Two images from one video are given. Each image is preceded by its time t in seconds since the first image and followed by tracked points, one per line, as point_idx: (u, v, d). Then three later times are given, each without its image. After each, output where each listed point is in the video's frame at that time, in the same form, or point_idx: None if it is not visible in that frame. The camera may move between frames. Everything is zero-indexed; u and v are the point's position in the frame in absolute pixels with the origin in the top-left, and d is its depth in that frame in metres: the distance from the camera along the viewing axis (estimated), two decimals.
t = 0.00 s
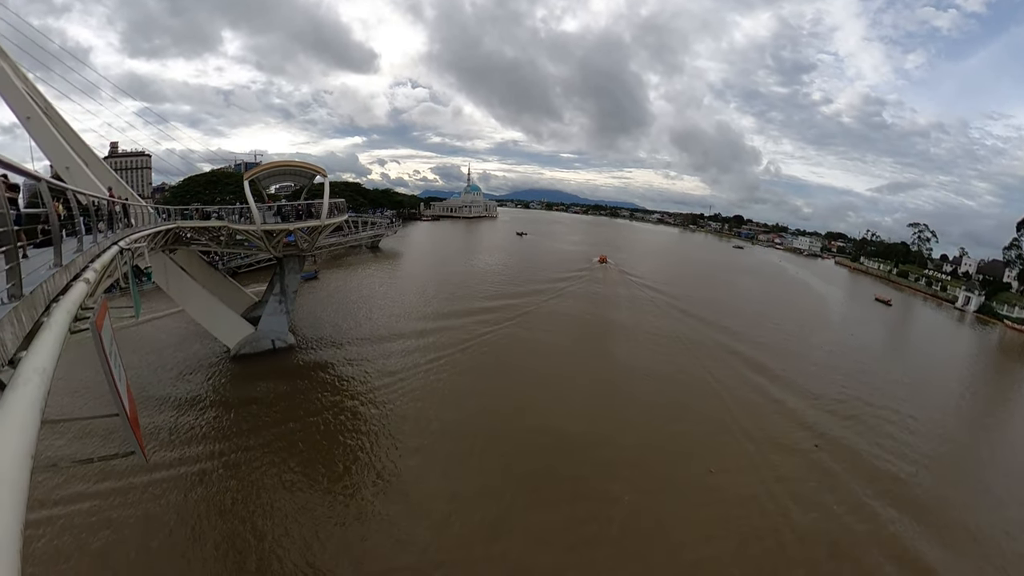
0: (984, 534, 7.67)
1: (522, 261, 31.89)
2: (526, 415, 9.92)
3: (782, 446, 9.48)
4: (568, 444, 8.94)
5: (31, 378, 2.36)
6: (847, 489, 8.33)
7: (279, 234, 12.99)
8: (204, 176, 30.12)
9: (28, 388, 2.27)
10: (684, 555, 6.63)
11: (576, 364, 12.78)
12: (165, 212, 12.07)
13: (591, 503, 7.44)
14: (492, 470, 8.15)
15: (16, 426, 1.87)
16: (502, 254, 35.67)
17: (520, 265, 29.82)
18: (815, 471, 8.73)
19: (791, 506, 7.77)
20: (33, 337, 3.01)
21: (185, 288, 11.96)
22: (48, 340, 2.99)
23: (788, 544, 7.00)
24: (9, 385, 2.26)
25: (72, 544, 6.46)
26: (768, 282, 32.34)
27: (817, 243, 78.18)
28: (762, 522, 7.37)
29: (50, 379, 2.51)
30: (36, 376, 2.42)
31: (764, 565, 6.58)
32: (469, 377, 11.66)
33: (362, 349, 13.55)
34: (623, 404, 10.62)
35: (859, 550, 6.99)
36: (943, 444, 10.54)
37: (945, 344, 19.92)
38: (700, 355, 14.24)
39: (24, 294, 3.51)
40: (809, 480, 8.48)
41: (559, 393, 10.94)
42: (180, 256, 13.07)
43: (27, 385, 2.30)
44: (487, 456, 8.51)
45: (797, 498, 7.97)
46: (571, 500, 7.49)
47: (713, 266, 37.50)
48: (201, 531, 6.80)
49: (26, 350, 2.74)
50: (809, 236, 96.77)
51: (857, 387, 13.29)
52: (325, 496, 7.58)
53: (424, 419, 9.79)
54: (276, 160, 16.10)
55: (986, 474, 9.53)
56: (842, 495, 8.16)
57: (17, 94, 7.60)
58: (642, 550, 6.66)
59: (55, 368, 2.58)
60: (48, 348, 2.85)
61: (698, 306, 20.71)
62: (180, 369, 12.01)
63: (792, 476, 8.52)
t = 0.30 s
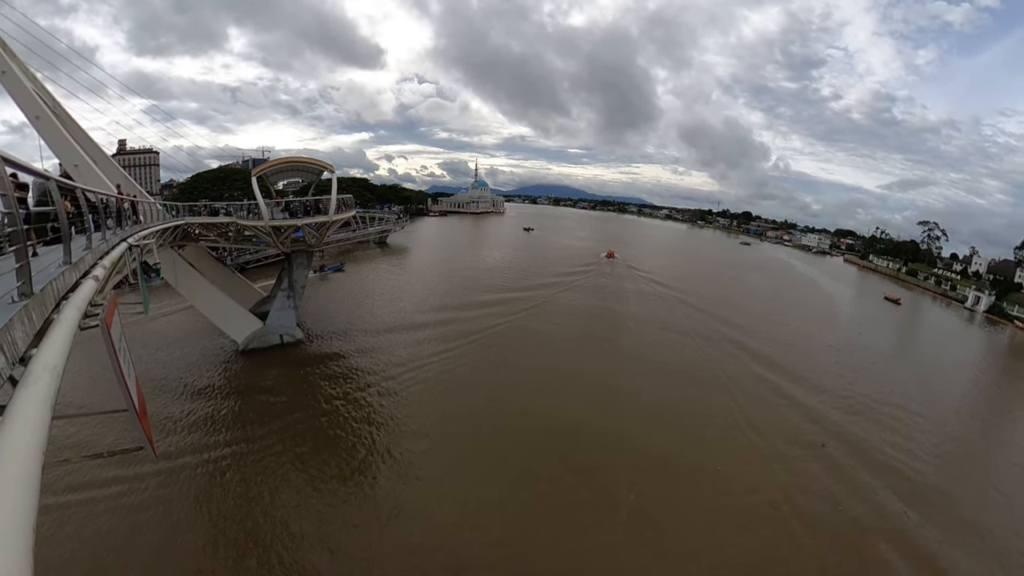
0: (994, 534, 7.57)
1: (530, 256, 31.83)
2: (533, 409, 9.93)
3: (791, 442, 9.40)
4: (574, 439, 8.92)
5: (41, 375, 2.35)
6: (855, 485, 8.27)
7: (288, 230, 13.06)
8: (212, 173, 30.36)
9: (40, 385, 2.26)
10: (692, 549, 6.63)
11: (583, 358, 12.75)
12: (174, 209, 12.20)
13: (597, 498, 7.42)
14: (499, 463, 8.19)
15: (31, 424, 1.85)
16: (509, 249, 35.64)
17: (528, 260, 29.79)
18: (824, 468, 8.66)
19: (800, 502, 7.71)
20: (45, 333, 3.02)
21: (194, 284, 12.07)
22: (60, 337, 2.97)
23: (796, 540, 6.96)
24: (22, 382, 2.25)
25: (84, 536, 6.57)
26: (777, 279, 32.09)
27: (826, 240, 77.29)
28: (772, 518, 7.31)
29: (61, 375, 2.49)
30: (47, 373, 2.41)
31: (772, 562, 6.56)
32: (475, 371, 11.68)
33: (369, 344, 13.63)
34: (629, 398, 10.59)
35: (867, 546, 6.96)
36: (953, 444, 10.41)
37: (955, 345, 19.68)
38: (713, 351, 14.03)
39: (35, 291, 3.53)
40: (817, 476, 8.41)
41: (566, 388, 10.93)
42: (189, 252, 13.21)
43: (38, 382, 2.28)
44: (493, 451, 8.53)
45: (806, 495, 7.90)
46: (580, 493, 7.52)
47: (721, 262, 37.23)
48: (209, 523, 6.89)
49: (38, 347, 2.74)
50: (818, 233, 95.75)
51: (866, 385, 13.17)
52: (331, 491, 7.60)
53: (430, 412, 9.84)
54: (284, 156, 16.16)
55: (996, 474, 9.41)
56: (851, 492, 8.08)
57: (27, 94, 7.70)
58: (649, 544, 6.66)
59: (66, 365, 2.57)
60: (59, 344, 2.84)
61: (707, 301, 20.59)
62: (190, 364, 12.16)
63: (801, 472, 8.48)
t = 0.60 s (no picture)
0: (1003, 534, 7.47)
1: (536, 251, 31.75)
2: (539, 404, 9.92)
3: (800, 439, 9.33)
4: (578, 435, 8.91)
5: (50, 369, 2.34)
6: (863, 483, 8.19)
7: (295, 226, 13.12)
8: (220, 169, 30.55)
9: (49, 379, 2.26)
10: (699, 546, 6.60)
11: (589, 353, 12.72)
12: (182, 205, 12.28)
13: (600, 495, 7.40)
14: (505, 458, 8.20)
15: (41, 418, 1.85)
16: (515, 244, 35.58)
17: (534, 255, 29.72)
18: (834, 466, 8.58)
19: (811, 500, 7.65)
20: (54, 328, 3.02)
21: (202, 280, 12.16)
22: (70, 332, 2.98)
23: (807, 537, 6.91)
24: (30, 377, 2.25)
25: (91, 529, 6.64)
26: (784, 277, 31.80)
27: (835, 238, 76.44)
28: (778, 516, 7.26)
29: (70, 369, 2.49)
30: (56, 366, 2.40)
31: (782, 560, 6.52)
32: (481, 366, 11.65)
33: (374, 339, 13.66)
34: (634, 393, 10.57)
35: (878, 545, 6.90)
36: (962, 444, 10.26)
37: (963, 345, 19.43)
38: (721, 348, 13.94)
39: (43, 285, 3.54)
40: (825, 474, 8.35)
41: (572, 383, 10.93)
42: (197, 248, 13.31)
43: (47, 375, 2.28)
44: (498, 446, 8.54)
45: (816, 492, 7.84)
46: (586, 489, 7.51)
47: (728, 259, 36.99)
48: (215, 517, 6.93)
49: (47, 342, 2.75)
50: (827, 231, 94.70)
51: (874, 383, 13.02)
52: (333, 485, 7.64)
53: (435, 408, 9.84)
54: (291, 152, 16.21)
55: (1005, 474, 9.26)
56: (862, 490, 8.00)
57: (36, 94, 7.79)
58: (657, 540, 6.64)
59: (75, 360, 2.55)
60: (68, 338, 2.85)
61: (714, 297, 20.46)
62: (198, 359, 12.28)
63: (810, 469, 8.41)
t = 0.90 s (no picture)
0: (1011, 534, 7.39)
1: (542, 247, 31.66)
2: (545, 399, 9.93)
3: (809, 437, 9.26)
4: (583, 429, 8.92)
5: (61, 356, 2.35)
6: (869, 480, 8.14)
7: (302, 221, 13.20)
8: (227, 165, 30.74)
9: (60, 364, 2.26)
10: (702, 541, 6.59)
11: (595, 347, 12.70)
12: (190, 201, 12.35)
13: (604, 489, 7.40)
14: (511, 453, 8.22)
15: (51, 402, 1.86)
16: (521, 240, 35.52)
17: (540, 251, 29.64)
18: (844, 463, 8.51)
19: (820, 496, 7.60)
20: (65, 318, 3.05)
21: (209, 276, 12.26)
22: (81, 321, 2.99)
23: (815, 534, 6.88)
24: (41, 363, 2.25)
25: (100, 520, 6.72)
26: (792, 274, 31.59)
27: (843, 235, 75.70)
28: (782, 511, 7.23)
29: (80, 357, 2.50)
30: (66, 354, 2.41)
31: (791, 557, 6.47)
32: (487, 361, 11.65)
33: (380, 333, 13.69)
34: (639, 388, 10.56)
35: (886, 542, 6.85)
36: (970, 444, 10.15)
37: (971, 345, 19.24)
38: (728, 343, 13.86)
39: (53, 277, 3.55)
40: (831, 470, 8.29)
41: (577, 377, 10.92)
42: (204, 243, 13.42)
43: (58, 362, 2.29)
44: (503, 440, 8.57)
45: (824, 488, 7.79)
46: (590, 484, 7.51)
47: (735, 255, 36.75)
48: (222, 510, 6.99)
49: (57, 330, 2.76)
50: (835, 228, 93.80)
51: (882, 381, 12.91)
52: (337, 479, 7.68)
53: (440, 402, 9.86)
54: (298, 148, 16.28)
55: (1014, 475, 9.15)
56: (871, 488, 7.94)
57: (44, 94, 7.87)
58: (663, 536, 6.63)
59: (85, 348, 2.56)
60: (79, 327, 2.87)
61: (721, 293, 20.35)
62: (206, 353, 12.38)
63: (818, 466, 8.36)
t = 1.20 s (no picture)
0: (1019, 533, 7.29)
1: (547, 243, 31.58)
2: (550, 394, 9.90)
3: (815, 433, 9.19)
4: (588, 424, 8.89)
5: (69, 355, 2.37)
6: (876, 478, 8.06)
7: (308, 218, 13.24)
8: (234, 162, 30.93)
9: (68, 362, 2.29)
10: (705, 537, 6.56)
11: (601, 342, 12.64)
12: (197, 198, 12.44)
13: (607, 485, 7.37)
14: (515, 448, 8.22)
15: (59, 399, 1.88)
16: (527, 236, 35.44)
17: (546, 247, 29.56)
18: (854, 462, 8.40)
19: (828, 495, 7.50)
20: (74, 315, 3.08)
21: (217, 272, 12.36)
22: (87, 319, 3.01)
23: (822, 532, 6.81)
24: (50, 361, 2.28)
25: (108, 513, 6.79)
26: (799, 271, 31.34)
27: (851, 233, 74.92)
28: (786, 508, 7.19)
29: (87, 355, 2.52)
30: (74, 352, 2.43)
31: (799, 556, 6.39)
32: (493, 356, 11.64)
33: (386, 328, 13.71)
34: (645, 383, 10.51)
35: (896, 542, 6.76)
36: (979, 442, 10.03)
37: (980, 345, 19.01)
38: (735, 339, 13.77)
39: (60, 275, 3.58)
40: (837, 467, 8.22)
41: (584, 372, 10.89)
42: (212, 241, 13.54)
43: (65, 360, 2.31)
44: (508, 435, 8.56)
45: (833, 487, 7.70)
46: (593, 479, 7.49)
47: (742, 252, 36.50)
48: (227, 503, 7.04)
49: (65, 329, 2.79)
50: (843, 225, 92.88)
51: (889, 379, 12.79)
52: (341, 473, 7.72)
53: (445, 397, 9.86)
54: (304, 145, 16.33)
55: None
56: (881, 487, 7.83)
57: (51, 93, 7.94)
58: (666, 531, 6.61)
59: (92, 346, 2.58)
60: (87, 325, 2.91)
61: (729, 290, 20.21)
62: (213, 349, 12.48)
63: (823, 463, 8.29)
